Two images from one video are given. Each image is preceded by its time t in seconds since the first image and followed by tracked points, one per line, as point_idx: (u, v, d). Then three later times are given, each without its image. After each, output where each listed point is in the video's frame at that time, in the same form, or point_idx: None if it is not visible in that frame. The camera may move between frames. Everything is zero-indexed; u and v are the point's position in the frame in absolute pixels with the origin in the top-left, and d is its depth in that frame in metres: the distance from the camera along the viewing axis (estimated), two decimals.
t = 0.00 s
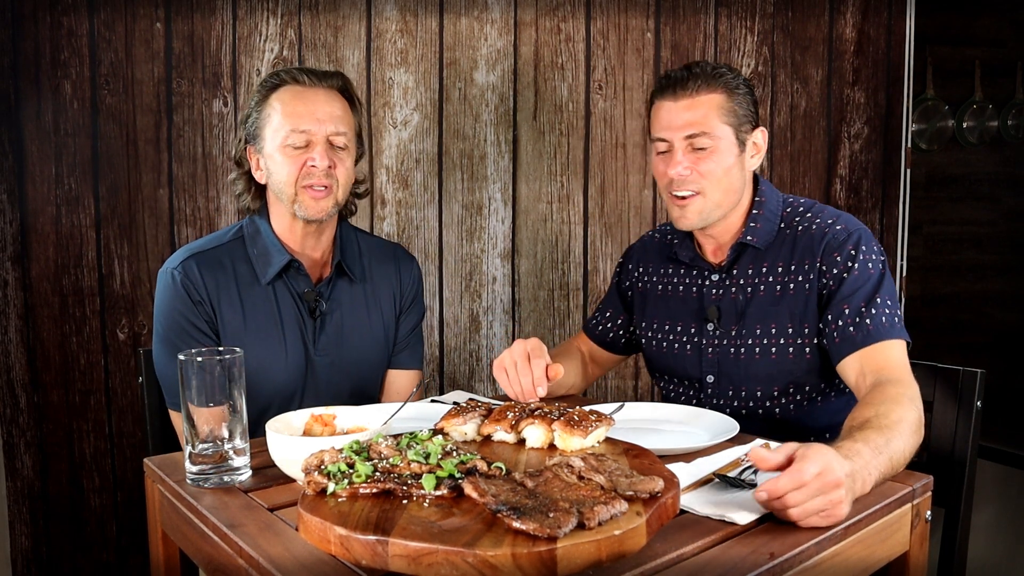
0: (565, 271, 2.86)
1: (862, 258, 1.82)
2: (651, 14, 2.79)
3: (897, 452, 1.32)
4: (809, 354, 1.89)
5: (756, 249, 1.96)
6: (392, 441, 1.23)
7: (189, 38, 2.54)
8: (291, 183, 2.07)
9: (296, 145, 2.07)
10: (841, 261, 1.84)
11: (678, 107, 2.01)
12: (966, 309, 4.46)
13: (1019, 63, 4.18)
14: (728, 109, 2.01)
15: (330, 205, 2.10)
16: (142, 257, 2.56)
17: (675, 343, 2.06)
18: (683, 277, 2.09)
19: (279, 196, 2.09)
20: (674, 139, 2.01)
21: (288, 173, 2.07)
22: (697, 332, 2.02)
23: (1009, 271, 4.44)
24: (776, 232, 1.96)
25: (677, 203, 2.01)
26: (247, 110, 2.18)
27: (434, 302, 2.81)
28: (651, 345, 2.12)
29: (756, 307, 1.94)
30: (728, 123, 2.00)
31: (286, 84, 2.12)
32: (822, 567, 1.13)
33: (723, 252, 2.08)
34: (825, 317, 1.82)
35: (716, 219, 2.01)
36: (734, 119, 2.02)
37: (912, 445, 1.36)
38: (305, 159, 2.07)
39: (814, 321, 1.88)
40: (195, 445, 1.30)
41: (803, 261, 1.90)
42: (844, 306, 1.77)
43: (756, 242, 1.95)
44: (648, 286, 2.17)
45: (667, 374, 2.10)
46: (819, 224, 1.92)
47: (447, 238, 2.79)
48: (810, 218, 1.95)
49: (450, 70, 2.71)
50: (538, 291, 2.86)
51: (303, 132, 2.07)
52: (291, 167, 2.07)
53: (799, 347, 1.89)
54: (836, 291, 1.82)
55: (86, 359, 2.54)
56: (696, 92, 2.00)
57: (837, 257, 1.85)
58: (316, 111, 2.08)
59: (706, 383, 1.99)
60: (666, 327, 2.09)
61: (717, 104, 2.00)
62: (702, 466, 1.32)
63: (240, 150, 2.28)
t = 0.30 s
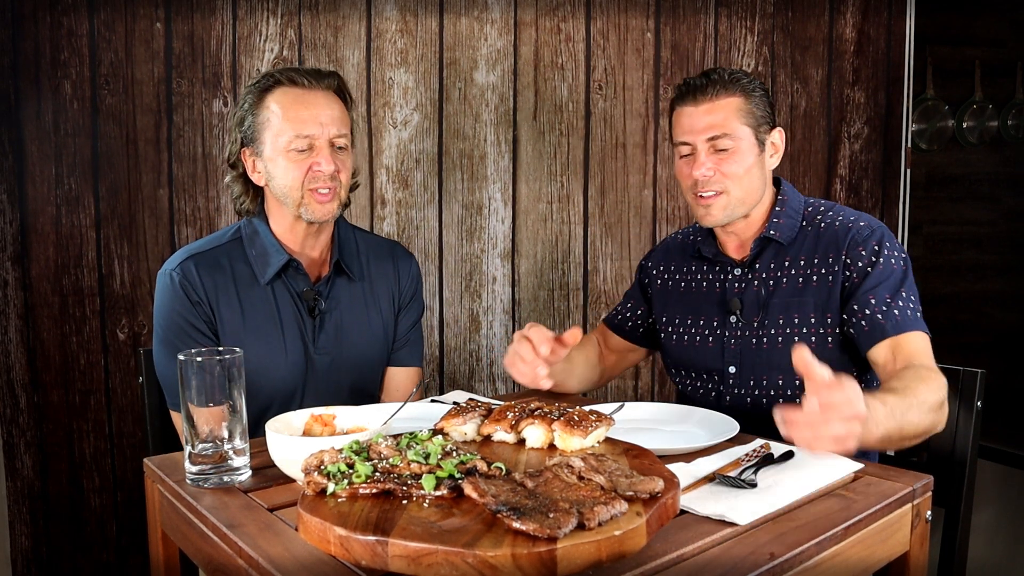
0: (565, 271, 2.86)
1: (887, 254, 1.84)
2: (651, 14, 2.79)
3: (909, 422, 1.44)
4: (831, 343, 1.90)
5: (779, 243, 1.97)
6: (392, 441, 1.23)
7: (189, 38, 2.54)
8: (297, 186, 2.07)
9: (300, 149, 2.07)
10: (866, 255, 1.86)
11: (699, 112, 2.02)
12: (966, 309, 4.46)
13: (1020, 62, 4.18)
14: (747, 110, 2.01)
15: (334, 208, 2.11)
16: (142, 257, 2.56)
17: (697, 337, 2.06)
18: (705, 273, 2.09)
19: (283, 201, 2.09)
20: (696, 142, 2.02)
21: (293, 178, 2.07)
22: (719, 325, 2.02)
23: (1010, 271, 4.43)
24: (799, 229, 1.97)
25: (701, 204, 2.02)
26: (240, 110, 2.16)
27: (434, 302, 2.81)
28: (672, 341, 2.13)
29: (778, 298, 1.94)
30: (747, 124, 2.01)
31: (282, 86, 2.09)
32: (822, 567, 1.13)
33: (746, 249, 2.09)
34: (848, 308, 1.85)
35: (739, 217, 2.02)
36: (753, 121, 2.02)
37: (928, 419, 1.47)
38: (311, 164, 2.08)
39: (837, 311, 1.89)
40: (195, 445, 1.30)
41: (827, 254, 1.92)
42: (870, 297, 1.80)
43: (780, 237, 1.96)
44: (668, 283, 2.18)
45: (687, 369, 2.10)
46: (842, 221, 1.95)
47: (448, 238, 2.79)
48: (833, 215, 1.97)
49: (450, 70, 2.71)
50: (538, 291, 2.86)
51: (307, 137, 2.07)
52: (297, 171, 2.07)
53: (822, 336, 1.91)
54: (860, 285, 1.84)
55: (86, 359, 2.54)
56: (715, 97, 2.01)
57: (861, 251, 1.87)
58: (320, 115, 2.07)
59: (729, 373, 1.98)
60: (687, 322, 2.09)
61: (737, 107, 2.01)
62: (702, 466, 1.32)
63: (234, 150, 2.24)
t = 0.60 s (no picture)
0: (565, 271, 2.86)
1: (885, 248, 1.84)
2: (651, 14, 2.79)
3: (827, 367, 1.63)
4: (833, 330, 1.91)
5: (781, 236, 1.98)
6: (392, 441, 1.23)
7: (189, 38, 2.54)
8: (302, 194, 2.07)
9: (306, 156, 2.07)
10: (864, 249, 1.87)
11: (705, 112, 2.02)
12: (966, 309, 4.46)
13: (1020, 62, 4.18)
14: (752, 111, 2.01)
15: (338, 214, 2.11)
16: (142, 257, 2.55)
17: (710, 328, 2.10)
18: (711, 265, 2.12)
19: (288, 208, 2.08)
20: (701, 142, 2.01)
21: (300, 185, 2.06)
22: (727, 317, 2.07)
23: (1010, 271, 4.42)
24: (800, 222, 1.98)
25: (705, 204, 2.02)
26: (235, 115, 2.15)
27: (434, 302, 2.81)
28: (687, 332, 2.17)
29: (782, 289, 1.96)
30: (752, 125, 2.00)
31: (277, 89, 2.09)
32: (822, 567, 1.13)
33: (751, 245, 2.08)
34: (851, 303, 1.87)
35: (743, 217, 2.01)
36: (757, 122, 2.01)
37: (864, 376, 1.64)
38: (318, 171, 2.07)
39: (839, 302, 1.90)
40: (195, 445, 1.30)
41: (827, 247, 1.93)
42: (873, 294, 1.81)
43: (781, 230, 1.97)
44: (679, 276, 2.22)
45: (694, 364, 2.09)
46: (841, 212, 1.95)
47: (448, 238, 2.79)
48: (834, 207, 1.97)
49: (450, 70, 2.71)
50: (538, 291, 2.86)
51: (312, 143, 2.06)
52: (303, 178, 2.07)
53: (825, 323, 1.91)
54: (861, 280, 1.85)
55: (86, 359, 2.54)
56: (720, 98, 2.01)
57: (859, 245, 1.87)
58: (320, 117, 2.06)
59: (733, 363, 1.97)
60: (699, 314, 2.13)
61: (741, 108, 2.00)
62: (702, 466, 1.31)
63: (228, 157, 2.19)
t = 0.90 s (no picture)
0: (565, 271, 2.86)
1: (868, 250, 1.84)
2: (651, 14, 2.79)
3: (786, 360, 1.66)
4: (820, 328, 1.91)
5: (773, 237, 1.99)
6: (392, 441, 1.23)
7: (189, 38, 2.54)
8: (307, 204, 2.07)
9: (310, 164, 2.07)
10: (848, 250, 1.86)
11: (691, 108, 2.11)
12: (966, 309, 4.46)
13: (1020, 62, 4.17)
14: (733, 111, 2.05)
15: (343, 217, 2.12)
16: (142, 257, 2.55)
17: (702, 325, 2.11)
18: (704, 262, 2.13)
19: (296, 216, 2.08)
20: (682, 136, 2.12)
21: (307, 195, 2.06)
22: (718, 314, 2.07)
23: (1009, 270, 4.41)
24: (792, 222, 1.98)
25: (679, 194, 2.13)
26: (229, 128, 2.13)
27: (434, 302, 2.81)
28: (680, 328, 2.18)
29: (769, 286, 1.96)
30: (729, 125, 2.04)
31: (270, 99, 2.09)
32: (822, 568, 1.13)
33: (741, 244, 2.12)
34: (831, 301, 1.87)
35: (706, 212, 2.07)
36: (737, 124, 2.04)
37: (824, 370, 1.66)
38: (322, 178, 2.08)
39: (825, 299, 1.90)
40: (195, 445, 1.30)
41: (814, 245, 1.92)
42: (848, 295, 1.82)
43: (773, 230, 1.98)
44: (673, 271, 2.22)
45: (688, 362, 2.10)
46: (832, 212, 1.94)
47: (447, 238, 2.79)
48: (826, 207, 1.97)
49: (450, 70, 2.71)
50: (538, 291, 2.86)
51: (316, 152, 2.06)
52: (310, 187, 2.07)
53: (810, 321, 1.91)
54: (841, 280, 1.86)
55: (86, 359, 2.54)
56: (704, 95, 2.10)
57: (844, 245, 1.87)
58: (315, 124, 2.06)
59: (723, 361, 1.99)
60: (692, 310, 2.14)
61: (721, 107, 2.06)
62: (702, 466, 1.31)
63: (225, 169, 2.15)
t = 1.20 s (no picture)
0: (565, 271, 2.86)
1: (867, 254, 1.83)
2: (651, 14, 2.79)
3: (773, 377, 1.69)
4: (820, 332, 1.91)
5: (773, 239, 1.98)
6: (392, 441, 1.23)
7: (190, 38, 2.54)
8: (305, 204, 2.07)
9: (308, 165, 2.07)
10: (847, 254, 1.85)
11: (684, 110, 2.12)
12: (966, 309, 4.46)
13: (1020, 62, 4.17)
14: (724, 114, 2.05)
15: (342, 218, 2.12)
16: (142, 257, 2.55)
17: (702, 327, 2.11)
18: (703, 263, 2.13)
19: (296, 215, 2.07)
20: (676, 139, 2.13)
21: (304, 195, 2.06)
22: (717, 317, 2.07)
23: (1009, 270, 4.41)
24: (792, 223, 1.97)
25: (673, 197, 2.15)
26: (229, 127, 2.13)
27: (434, 302, 2.81)
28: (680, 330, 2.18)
29: (770, 290, 1.96)
30: (720, 128, 2.05)
31: (267, 99, 2.09)
32: (822, 568, 1.12)
33: (740, 246, 2.12)
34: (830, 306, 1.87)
35: (698, 216, 2.09)
36: (728, 127, 2.05)
37: (813, 383, 1.69)
38: (321, 178, 2.08)
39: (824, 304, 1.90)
40: (195, 445, 1.30)
41: (813, 249, 1.92)
42: (847, 301, 1.82)
43: (773, 233, 1.97)
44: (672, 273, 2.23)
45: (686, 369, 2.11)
46: (831, 214, 1.93)
47: (447, 238, 2.79)
48: (825, 208, 1.96)
49: (451, 70, 2.71)
50: (538, 291, 2.86)
51: (314, 151, 2.06)
52: (307, 187, 2.07)
53: (811, 326, 1.91)
54: (841, 285, 1.85)
55: (86, 359, 2.54)
56: (697, 96, 2.10)
57: (843, 250, 1.86)
58: (312, 124, 2.06)
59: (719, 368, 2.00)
60: (691, 312, 2.14)
61: (712, 110, 2.07)
62: (702, 466, 1.31)
63: (224, 168, 2.15)
